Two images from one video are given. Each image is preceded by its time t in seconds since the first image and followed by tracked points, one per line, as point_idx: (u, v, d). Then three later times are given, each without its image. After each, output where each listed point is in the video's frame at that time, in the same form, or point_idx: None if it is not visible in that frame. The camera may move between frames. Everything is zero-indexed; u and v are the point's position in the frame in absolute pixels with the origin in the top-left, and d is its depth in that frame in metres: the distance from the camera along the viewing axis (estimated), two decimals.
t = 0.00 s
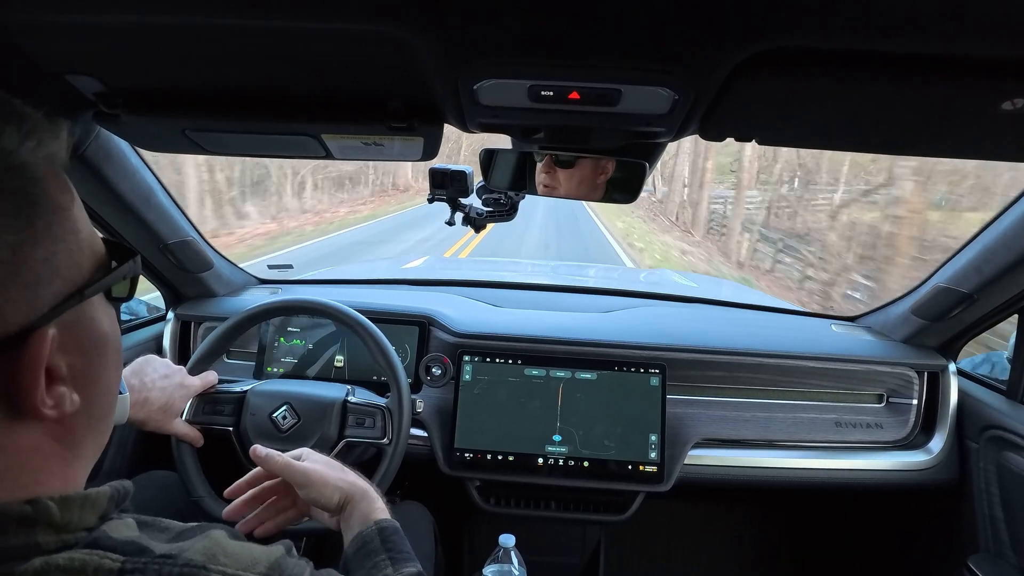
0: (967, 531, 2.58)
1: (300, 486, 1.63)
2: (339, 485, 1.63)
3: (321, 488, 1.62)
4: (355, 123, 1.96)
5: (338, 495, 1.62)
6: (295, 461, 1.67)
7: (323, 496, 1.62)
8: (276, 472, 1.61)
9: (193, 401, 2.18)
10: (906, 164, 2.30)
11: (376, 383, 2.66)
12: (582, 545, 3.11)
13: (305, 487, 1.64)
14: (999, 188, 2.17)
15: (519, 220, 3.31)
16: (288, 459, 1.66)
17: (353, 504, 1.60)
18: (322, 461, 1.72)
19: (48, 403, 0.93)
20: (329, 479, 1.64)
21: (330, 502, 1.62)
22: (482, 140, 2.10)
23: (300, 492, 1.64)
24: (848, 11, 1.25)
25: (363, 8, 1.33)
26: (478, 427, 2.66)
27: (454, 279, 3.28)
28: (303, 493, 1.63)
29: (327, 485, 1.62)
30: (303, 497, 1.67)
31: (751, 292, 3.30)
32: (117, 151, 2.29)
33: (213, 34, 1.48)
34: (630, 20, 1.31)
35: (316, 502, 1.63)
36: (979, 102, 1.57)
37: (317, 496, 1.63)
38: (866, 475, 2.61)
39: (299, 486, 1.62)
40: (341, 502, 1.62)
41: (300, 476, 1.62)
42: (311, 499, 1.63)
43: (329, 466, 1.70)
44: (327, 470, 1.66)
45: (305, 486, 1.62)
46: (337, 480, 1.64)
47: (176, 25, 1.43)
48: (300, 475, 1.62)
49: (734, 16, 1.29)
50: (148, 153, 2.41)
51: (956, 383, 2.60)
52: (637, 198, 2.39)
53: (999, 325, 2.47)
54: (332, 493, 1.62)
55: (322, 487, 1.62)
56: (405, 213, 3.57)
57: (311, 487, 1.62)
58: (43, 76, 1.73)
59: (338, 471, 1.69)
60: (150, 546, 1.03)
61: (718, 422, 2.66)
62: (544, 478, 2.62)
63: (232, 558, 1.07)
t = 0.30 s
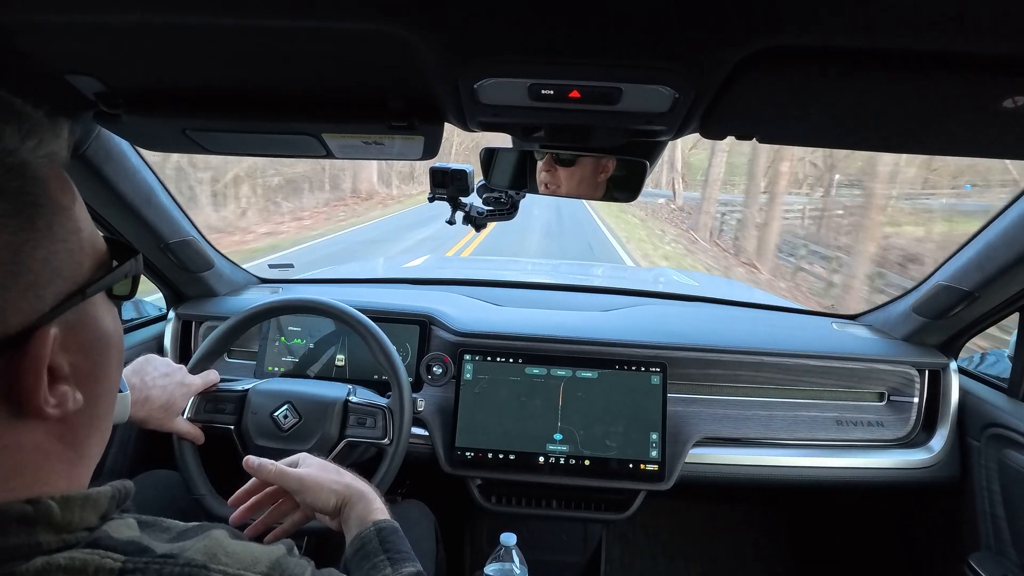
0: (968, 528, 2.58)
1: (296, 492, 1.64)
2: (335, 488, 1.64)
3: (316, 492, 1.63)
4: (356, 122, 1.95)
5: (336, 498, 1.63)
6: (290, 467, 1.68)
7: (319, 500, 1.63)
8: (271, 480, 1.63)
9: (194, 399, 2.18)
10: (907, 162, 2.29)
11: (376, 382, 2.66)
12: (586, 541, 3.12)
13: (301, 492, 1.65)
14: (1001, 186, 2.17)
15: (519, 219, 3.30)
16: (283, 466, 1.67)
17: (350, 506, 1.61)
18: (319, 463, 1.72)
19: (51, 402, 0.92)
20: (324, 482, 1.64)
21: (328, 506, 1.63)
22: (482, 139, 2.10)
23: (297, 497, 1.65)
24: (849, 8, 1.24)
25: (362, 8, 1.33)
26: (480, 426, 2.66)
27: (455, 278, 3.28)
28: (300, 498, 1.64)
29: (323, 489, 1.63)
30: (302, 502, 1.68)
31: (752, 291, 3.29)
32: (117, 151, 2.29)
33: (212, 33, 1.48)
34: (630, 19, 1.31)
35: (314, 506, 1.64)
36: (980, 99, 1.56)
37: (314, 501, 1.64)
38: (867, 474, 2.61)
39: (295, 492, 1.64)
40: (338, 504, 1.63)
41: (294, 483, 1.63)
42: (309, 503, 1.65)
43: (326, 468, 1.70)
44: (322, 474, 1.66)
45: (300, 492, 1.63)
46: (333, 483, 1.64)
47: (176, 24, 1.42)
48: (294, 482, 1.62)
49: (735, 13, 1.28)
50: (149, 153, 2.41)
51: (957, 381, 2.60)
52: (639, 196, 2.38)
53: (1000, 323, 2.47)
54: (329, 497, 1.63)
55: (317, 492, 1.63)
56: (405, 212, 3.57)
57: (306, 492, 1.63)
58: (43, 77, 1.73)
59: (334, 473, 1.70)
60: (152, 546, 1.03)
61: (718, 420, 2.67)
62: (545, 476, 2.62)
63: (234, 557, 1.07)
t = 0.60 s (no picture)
0: (970, 528, 2.57)
1: (302, 490, 1.64)
2: (341, 487, 1.63)
3: (322, 491, 1.62)
4: (356, 124, 1.95)
5: (341, 497, 1.62)
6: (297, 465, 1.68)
7: (324, 498, 1.63)
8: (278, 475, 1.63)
9: (196, 400, 2.17)
10: (908, 161, 2.29)
11: (377, 384, 2.66)
12: (587, 543, 3.12)
13: (307, 490, 1.65)
14: (1003, 186, 2.16)
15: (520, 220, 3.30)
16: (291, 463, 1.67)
17: (355, 505, 1.60)
18: (325, 461, 1.72)
19: (50, 410, 0.92)
20: (330, 481, 1.64)
21: (333, 504, 1.63)
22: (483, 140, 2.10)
23: (303, 495, 1.65)
24: (850, 8, 1.24)
25: (362, 9, 1.33)
26: (481, 428, 2.65)
27: (455, 280, 3.27)
28: (306, 496, 1.64)
29: (328, 487, 1.63)
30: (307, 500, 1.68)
31: (753, 290, 3.29)
32: (119, 154, 2.29)
33: (212, 35, 1.47)
34: (630, 19, 1.31)
35: (319, 504, 1.64)
36: (981, 99, 1.56)
37: (319, 499, 1.63)
38: (869, 474, 2.60)
39: (300, 490, 1.64)
40: (343, 503, 1.62)
41: (300, 480, 1.63)
42: (314, 501, 1.65)
43: (332, 466, 1.70)
44: (328, 472, 1.66)
45: (306, 490, 1.63)
46: (339, 482, 1.64)
47: (176, 26, 1.42)
48: (300, 479, 1.62)
49: (735, 12, 1.28)
50: (150, 155, 2.41)
51: (960, 380, 2.60)
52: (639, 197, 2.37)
53: (1002, 322, 2.45)
54: (334, 495, 1.62)
55: (322, 490, 1.62)
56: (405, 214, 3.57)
57: (312, 490, 1.63)
58: (45, 79, 1.73)
59: (340, 471, 1.69)
60: (153, 549, 1.03)
61: (720, 421, 2.66)
62: (547, 478, 2.62)
63: (235, 561, 1.06)
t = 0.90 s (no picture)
0: (973, 526, 2.57)
1: (298, 490, 1.64)
2: (337, 486, 1.64)
3: (318, 490, 1.62)
4: (357, 124, 1.96)
5: (338, 496, 1.63)
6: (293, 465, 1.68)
7: (321, 498, 1.63)
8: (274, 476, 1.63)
9: (199, 400, 2.18)
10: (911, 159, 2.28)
11: (379, 383, 2.66)
12: (588, 541, 3.18)
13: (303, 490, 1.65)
14: (1005, 183, 2.16)
15: (521, 220, 3.29)
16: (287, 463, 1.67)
17: (351, 504, 1.61)
18: (321, 459, 1.72)
19: (51, 405, 0.92)
20: (326, 480, 1.64)
21: (331, 504, 1.63)
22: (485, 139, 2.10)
23: (300, 495, 1.65)
24: (851, 5, 1.24)
25: (362, 10, 1.33)
26: (483, 427, 2.66)
27: (457, 279, 3.27)
28: (302, 496, 1.64)
29: (325, 487, 1.63)
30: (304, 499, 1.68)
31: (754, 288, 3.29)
32: (120, 155, 2.30)
33: (213, 36, 1.48)
34: (631, 18, 1.31)
35: (316, 504, 1.64)
36: (982, 95, 1.56)
37: (315, 498, 1.63)
38: (872, 471, 2.60)
39: (297, 490, 1.64)
40: (340, 502, 1.62)
41: (296, 480, 1.63)
42: (311, 501, 1.65)
43: (328, 464, 1.70)
44: (324, 470, 1.66)
45: (302, 490, 1.63)
46: (335, 481, 1.64)
47: (177, 27, 1.42)
48: (296, 479, 1.62)
49: (736, 11, 1.28)
50: (151, 156, 2.41)
51: (962, 378, 2.59)
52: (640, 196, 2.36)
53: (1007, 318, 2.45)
54: (331, 495, 1.63)
55: (319, 490, 1.62)
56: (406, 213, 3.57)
57: (308, 490, 1.63)
58: (46, 81, 1.74)
59: (336, 469, 1.69)
60: (155, 549, 1.03)
61: (722, 419, 2.66)
62: (549, 477, 2.62)
63: (236, 561, 1.07)
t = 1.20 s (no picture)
0: (974, 527, 2.57)
1: (313, 469, 1.66)
2: (348, 475, 1.62)
3: (329, 476, 1.63)
4: (357, 124, 1.96)
5: (347, 485, 1.62)
6: (315, 442, 1.70)
7: (332, 482, 1.64)
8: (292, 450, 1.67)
9: (200, 401, 2.18)
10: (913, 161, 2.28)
11: (380, 384, 2.67)
12: (590, 542, 3.17)
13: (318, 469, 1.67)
14: (1006, 183, 2.16)
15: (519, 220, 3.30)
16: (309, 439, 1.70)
17: (358, 497, 1.60)
18: (346, 439, 1.68)
19: (52, 399, 0.92)
20: (339, 467, 1.63)
21: (340, 489, 1.64)
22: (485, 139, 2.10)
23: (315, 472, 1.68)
24: (851, 5, 1.24)
25: (362, 11, 1.33)
26: (484, 428, 2.65)
27: (457, 280, 3.27)
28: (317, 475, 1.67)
29: (335, 474, 1.63)
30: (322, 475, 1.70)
31: (755, 289, 3.28)
32: (121, 156, 2.30)
33: (214, 37, 1.48)
34: (631, 19, 1.31)
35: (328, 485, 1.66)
36: (982, 96, 1.56)
37: (327, 481, 1.65)
38: (873, 472, 2.60)
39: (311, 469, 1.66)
40: (349, 491, 1.62)
41: (311, 460, 1.65)
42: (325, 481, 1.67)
43: (350, 446, 1.67)
44: (340, 456, 1.64)
45: (315, 471, 1.66)
46: (348, 469, 1.63)
47: (177, 29, 1.43)
48: (308, 460, 1.64)
49: (736, 12, 1.28)
50: (152, 157, 2.42)
51: (964, 379, 2.59)
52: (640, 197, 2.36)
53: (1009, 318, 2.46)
54: (341, 482, 1.63)
55: (330, 475, 1.63)
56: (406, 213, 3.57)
57: (320, 473, 1.64)
58: (47, 83, 1.74)
59: (355, 456, 1.66)
60: (155, 549, 1.03)
61: (723, 419, 2.66)
62: (551, 477, 2.62)
63: (237, 562, 1.07)
